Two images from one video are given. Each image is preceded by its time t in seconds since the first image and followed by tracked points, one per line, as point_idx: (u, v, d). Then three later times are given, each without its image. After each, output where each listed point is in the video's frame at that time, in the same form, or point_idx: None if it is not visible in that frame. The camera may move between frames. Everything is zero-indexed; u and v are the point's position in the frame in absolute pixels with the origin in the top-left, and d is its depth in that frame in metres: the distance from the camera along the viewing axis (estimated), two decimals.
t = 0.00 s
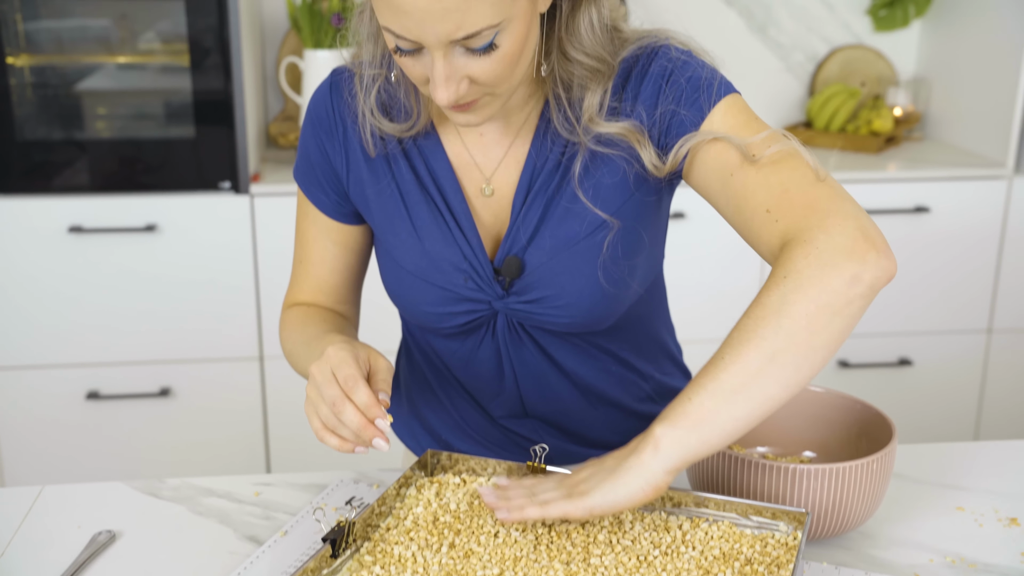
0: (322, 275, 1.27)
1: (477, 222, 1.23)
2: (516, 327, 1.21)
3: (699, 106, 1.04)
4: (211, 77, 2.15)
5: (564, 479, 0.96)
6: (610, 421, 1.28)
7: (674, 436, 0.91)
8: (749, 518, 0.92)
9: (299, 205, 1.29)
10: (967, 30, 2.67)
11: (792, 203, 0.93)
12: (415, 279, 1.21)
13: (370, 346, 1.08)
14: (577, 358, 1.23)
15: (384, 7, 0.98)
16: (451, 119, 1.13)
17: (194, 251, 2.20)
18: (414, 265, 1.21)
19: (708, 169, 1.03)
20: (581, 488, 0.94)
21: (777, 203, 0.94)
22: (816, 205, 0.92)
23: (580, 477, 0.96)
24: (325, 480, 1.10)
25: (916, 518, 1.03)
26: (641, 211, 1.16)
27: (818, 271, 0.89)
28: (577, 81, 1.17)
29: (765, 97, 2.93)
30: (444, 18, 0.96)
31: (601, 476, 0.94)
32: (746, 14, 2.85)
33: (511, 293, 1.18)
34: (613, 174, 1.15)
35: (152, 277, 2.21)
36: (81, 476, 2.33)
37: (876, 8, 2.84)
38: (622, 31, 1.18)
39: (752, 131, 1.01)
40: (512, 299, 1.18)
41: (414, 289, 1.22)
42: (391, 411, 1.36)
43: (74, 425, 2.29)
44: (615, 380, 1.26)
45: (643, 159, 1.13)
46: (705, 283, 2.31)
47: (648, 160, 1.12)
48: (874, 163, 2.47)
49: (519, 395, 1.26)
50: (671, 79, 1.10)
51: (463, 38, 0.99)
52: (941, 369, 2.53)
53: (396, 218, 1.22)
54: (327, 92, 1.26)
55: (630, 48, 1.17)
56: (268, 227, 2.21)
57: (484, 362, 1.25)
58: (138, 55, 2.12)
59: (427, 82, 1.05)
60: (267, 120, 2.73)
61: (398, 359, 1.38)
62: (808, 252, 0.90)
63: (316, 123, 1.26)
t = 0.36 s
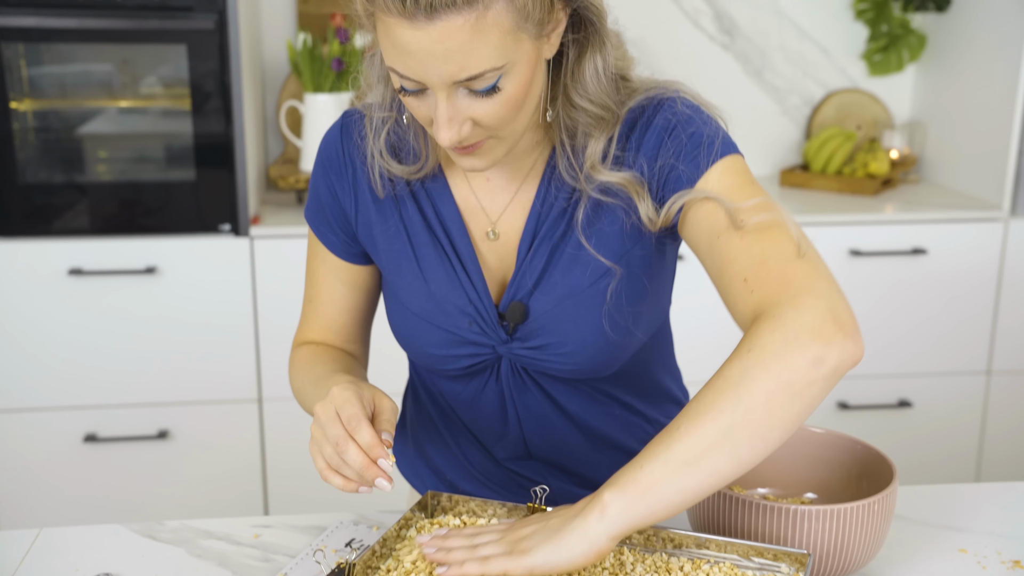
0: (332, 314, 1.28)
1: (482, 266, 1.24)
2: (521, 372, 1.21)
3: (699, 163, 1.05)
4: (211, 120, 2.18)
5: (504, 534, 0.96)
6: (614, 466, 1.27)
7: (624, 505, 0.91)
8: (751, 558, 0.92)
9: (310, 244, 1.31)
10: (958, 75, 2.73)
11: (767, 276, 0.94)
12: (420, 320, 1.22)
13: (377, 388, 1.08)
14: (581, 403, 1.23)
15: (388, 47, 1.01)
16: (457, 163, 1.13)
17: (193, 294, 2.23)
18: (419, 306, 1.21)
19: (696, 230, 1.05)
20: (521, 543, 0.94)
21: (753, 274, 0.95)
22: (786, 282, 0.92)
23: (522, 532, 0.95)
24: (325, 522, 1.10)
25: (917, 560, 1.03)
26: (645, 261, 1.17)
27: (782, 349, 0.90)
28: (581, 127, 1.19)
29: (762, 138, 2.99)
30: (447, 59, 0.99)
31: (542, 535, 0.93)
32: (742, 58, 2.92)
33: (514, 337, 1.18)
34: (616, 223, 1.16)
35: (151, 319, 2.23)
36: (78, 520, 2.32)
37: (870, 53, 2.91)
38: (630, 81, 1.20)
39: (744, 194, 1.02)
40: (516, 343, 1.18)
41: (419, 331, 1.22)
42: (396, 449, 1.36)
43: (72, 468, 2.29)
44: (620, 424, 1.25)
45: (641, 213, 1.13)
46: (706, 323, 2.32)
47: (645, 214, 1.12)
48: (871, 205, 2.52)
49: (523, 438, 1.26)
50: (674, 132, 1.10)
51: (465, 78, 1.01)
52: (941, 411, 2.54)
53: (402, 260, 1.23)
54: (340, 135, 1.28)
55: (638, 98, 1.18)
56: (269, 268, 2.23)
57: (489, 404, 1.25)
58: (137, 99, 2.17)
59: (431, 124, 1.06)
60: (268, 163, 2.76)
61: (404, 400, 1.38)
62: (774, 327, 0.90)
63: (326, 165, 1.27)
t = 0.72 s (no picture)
0: (330, 348, 1.29)
1: (476, 301, 1.25)
2: (514, 407, 1.22)
3: (695, 212, 1.07)
4: (211, 157, 2.21)
5: None
6: (608, 500, 1.27)
7: (619, 556, 0.91)
8: None
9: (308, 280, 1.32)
10: (950, 113, 2.77)
11: (762, 337, 0.96)
12: (413, 354, 1.22)
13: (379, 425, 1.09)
14: (574, 438, 1.24)
15: (384, 83, 1.04)
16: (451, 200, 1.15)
17: (192, 329, 2.24)
18: (412, 341, 1.22)
19: (689, 280, 1.06)
20: None
21: (749, 333, 0.97)
22: (780, 345, 0.95)
23: None
24: (323, 556, 1.10)
25: None
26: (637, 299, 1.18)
27: (777, 412, 0.92)
28: (577, 167, 1.21)
29: (758, 175, 3.02)
30: (441, 94, 1.02)
31: None
32: (738, 96, 2.96)
33: (506, 372, 1.19)
34: (608, 260, 1.17)
35: (151, 355, 2.24)
36: (75, 557, 2.31)
37: (864, 92, 2.95)
38: (625, 122, 1.23)
39: (741, 253, 1.04)
40: (508, 378, 1.19)
41: (413, 365, 1.23)
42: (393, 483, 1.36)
43: (70, 505, 2.28)
44: (613, 459, 1.26)
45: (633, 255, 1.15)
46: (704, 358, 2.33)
47: (637, 257, 1.14)
48: (867, 241, 2.55)
49: (517, 471, 1.26)
50: (671, 179, 1.12)
51: (458, 114, 1.03)
52: (939, 447, 2.56)
53: (397, 295, 1.24)
54: (337, 171, 1.30)
55: (633, 139, 1.21)
56: (268, 304, 2.24)
57: (483, 438, 1.25)
58: (136, 137, 2.19)
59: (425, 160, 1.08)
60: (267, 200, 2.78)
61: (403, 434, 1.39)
62: (771, 388, 0.93)
63: (325, 202, 1.30)
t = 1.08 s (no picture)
0: (334, 381, 1.30)
1: (471, 329, 1.27)
2: (509, 433, 1.24)
3: (687, 249, 1.10)
4: (212, 188, 2.24)
5: None
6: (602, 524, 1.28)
7: None
8: None
9: (307, 311, 1.33)
10: (943, 145, 2.82)
11: (744, 378, 1.01)
12: (409, 382, 1.24)
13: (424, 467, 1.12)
14: (568, 463, 1.26)
15: (384, 102, 1.07)
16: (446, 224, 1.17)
17: (194, 357, 2.25)
18: (409, 369, 1.24)
19: (672, 314, 1.10)
20: None
21: (730, 372, 1.02)
22: (760, 388, 1.00)
23: None
24: None
25: None
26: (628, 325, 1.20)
27: (756, 452, 0.97)
28: (571, 192, 1.24)
29: (754, 205, 3.06)
30: (439, 114, 1.05)
31: None
32: (734, 127, 3.00)
33: (501, 399, 1.21)
34: (599, 289, 1.20)
35: (152, 383, 2.26)
36: None
37: (858, 123, 3.00)
38: (617, 153, 1.27)
39: (726, 293, 1.08)
40: (502, 405, 1.21)
41: (409, 393, 1.25)
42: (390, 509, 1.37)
43: (70, 533, 2.29)
44: (605, 483, 1.27)
45: (622, 283, 1.17)
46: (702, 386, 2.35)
47: (625, 284, 1.17)
48: (862, 271, 2.58)
49: (512, 497, 1.28)
50: (663, 215, 1.15)
51: (454, 134, 1.06)
52: (935, 475, 2.58)
53: (394, 323, 1.26)
54: (335, 202, 1.32)
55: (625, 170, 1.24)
56: (269, 333, 2.26)
57: (478, 464, 1.27)
58: (141, 168, 2.22)
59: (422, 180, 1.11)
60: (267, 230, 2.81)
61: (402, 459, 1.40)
62: (751, 429, 0.97)
63: (323, 233, 1.32)
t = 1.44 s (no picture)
0: (335, 407, 1.33)
1: (472, 356, 1.30)
2: (509, 458, 1.26)
3: (678, 285, 1.13)
4: (216, 217, 2.28)
5: None
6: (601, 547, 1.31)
7: None
8: None
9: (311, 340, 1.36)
10: (936, 173, 2.87)
11: (726, 418, 1.05)
12: (412, 410, 1.27)
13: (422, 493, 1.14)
14: (568, 486, 1.28)
15: (390, 134, 1.11)
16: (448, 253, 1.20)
17: (198, 384, 2.28)
18: (412, 396, 1.27)
19: (660, 348, 1.13)
20: None
21: (714, 411, 1.05)
22: (742, 429, 1.04)
23: None
24: None
25: None
26: (625, 352, 1.23)
27: (735, 492, 1.00)
28: (570, 222, 1.28)
29: (751, 233, 3.10)
30: (444, 146, 1.09)
31: None
32: (731, 156, 3.05)
33: (503, 425, 1.24)
34: (598, 318, 1.23)
35: (156, 409, 2.28)
36: None
37: (854, 152, 3.04)
38: (614, 185, 1.31)
39: (714, 332, 1.11)
40: (504, 431, 1.24)
41: (412, 420, 1.27)
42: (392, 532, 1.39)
43: (73, 559, 2.31)
44: (604, 505, 1.30)
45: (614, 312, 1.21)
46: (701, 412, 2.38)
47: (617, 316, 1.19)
48: (858, 298, 2.62)
49: (512, 520, 1.30)
50: (658, 250, 1.18)
51: (457, 165, 1.10)
52: (933, 500, 2.61)
53: (397, 352, 1.29)
54: (338, 233, 1.36)
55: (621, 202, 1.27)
56: (273, 360, 2.29)
57: (479, 488, 1.29)
58: (144, 197, 2.27)
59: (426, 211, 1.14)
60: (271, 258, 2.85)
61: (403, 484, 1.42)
62: (732, 468, 1.01)
63: (327, 264, 1.35)
